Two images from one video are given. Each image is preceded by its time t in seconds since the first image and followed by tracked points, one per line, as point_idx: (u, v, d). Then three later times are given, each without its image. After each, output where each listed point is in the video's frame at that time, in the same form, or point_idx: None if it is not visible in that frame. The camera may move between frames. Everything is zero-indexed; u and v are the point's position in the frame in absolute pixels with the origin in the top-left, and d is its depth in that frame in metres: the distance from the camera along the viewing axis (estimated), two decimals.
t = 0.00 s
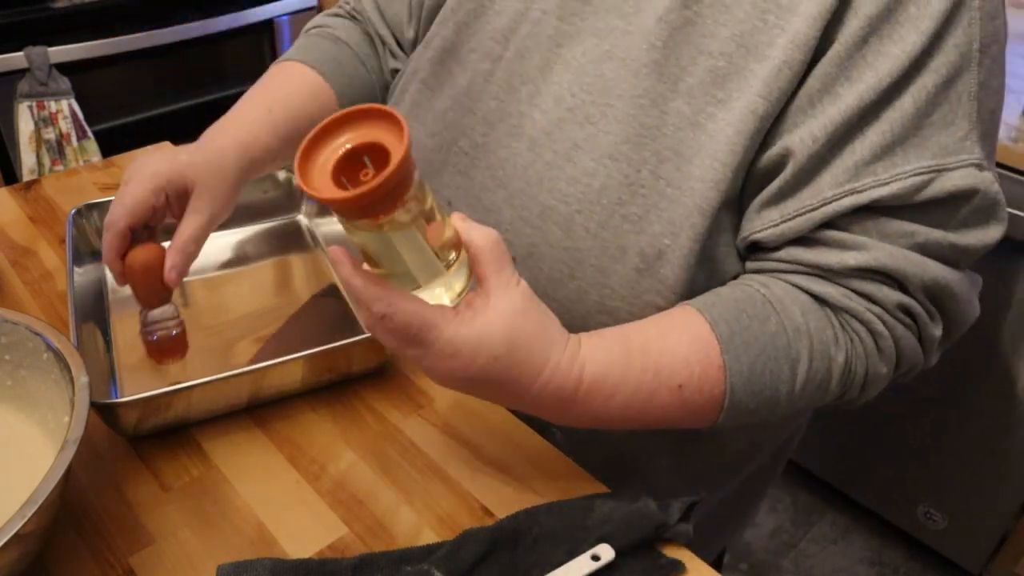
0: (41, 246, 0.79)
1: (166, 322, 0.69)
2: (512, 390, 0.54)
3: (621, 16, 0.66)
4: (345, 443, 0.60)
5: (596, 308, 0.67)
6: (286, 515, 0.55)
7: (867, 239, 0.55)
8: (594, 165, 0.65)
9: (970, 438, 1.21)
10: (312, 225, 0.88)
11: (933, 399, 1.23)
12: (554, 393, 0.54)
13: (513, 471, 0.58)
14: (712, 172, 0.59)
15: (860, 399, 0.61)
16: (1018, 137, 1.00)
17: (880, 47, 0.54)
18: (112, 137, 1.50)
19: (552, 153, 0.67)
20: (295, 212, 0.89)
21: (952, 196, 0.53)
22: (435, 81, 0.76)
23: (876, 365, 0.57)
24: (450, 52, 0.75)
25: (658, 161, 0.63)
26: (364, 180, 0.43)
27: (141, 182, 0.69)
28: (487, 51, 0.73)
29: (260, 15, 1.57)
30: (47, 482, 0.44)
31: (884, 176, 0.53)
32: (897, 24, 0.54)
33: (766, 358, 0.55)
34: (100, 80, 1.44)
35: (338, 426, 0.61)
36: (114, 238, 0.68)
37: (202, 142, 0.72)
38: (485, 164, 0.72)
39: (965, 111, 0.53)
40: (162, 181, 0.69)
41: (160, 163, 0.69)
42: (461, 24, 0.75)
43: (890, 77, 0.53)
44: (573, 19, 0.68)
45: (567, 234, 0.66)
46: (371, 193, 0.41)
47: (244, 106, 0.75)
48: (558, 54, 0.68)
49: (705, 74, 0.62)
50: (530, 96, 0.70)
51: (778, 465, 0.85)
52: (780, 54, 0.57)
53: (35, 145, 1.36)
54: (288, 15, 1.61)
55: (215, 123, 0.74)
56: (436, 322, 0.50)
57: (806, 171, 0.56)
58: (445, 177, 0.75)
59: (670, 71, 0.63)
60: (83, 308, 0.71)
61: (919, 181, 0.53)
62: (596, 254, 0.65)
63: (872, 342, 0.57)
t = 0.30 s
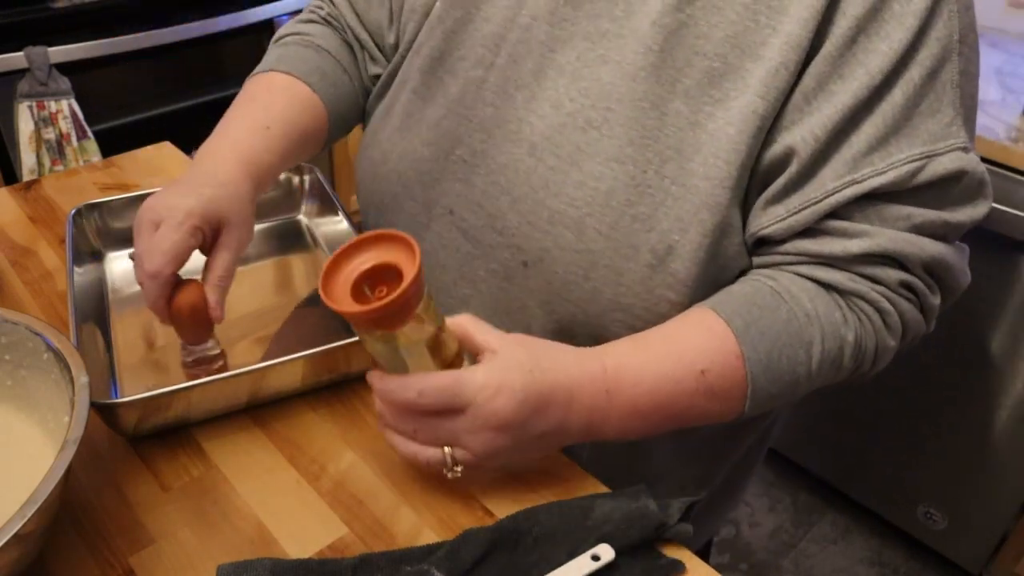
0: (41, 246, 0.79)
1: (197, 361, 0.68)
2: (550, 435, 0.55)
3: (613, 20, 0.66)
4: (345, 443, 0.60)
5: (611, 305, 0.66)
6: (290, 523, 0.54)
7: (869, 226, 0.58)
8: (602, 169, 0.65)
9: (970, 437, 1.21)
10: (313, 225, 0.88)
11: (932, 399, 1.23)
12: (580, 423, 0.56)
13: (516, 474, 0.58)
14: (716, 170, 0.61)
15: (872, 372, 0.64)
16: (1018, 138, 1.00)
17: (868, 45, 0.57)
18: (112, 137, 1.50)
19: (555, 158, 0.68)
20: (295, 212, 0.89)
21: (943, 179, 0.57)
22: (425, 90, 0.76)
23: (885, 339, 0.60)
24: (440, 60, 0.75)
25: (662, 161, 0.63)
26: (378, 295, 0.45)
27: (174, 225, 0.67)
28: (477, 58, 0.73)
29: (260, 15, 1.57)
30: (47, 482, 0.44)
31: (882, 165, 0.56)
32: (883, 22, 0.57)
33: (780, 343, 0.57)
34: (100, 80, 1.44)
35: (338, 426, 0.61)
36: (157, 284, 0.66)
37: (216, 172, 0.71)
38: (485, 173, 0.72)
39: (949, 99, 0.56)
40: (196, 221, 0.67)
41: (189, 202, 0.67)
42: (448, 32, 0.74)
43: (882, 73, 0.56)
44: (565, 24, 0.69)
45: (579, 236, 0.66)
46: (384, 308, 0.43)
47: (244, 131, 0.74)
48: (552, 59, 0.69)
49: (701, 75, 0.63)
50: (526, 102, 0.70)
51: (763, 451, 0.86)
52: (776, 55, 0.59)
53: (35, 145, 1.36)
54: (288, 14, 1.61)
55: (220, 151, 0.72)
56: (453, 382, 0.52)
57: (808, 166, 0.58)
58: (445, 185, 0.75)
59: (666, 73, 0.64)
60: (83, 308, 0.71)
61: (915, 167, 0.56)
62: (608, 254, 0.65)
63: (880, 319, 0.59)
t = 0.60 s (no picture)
0: (41, 246, 0.79)
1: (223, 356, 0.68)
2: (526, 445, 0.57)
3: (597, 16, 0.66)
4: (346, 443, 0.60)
5: (594, 295, 0.68)
6: (290, 518, 0.54)
7: (826, 211, 0.59)
8: (583, 163, 0.66)
9: (970, 437, 1.21)
10: (313, 225, 0.88)
11: (931, 398, 1.23)
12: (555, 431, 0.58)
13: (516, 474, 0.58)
14: (699, 163, 0.61)
15: (837, 359, 0.65)
16: (1018, 138, 1.01)
17: (840, 35, 0.57)
18: (112, 137, 1.50)
19: (543, 152, 0.69)
20: (295, 212, 0.89)
21: (903, 166, 0.58)
22: (417, 91, 0.76)
23: (842, 327, 0.61)
24: (430, 60, 0.75)
25: (644, 153, 0.64)
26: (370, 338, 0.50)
27: (197, 235, 0.66)
28: (467, 57, 0.73)
29: (260, 15, 1.57)
30: (47, 483, 0.44)
31: (841, 149, 0.57)
32: (854, 13, 0.57)
33: (733, 333, 0.58)
34: (100, 80, 1.44)
35: (338, 426, 0.61)
36: (191, 296, 0.65)
37: (220, 179, 0.71)
38: (486, 169, 0.73)
39: (912, 88, 0.57)
40: (213, 229, 0.67)
41: (207, 211, 0.67)
42: (436, 32, 0.73)
43: (849, 61, 0.56)
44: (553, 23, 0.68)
45: (564, 227, 0.68)
46: (365, 354, 0.48)
47: (243, 136, 0.74)
48: (540, 56, 0.69)
49: (683, 70, 0.62)
50: (520, 100, 0.70)
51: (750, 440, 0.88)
52: (754, 49, 0.59)
53: (35, 145, 1.36)
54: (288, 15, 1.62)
55: (222, 158, 0.73)
56: (422, 409, 0.55)
57: (771, 149, 0.60)
58: (445, 185, 0.76)
59: (649, 68, 0.64)
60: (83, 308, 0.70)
61: (873, 151, 0.57)
62: (591, 244, 0.67)
63: (836, 307, 0.60)
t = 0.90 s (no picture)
0: (41, 246, 0.79)
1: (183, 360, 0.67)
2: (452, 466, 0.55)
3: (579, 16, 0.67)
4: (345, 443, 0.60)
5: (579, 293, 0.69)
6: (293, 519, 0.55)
7: (765, 192, 0.57)
8: (563, 160, 0.67)
9: (970, 437, 1.21)
10: (312, 224, 0.88)
11: (931, 398, 1.23)
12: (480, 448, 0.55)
13: (514, 476, 0.58)
14: (665, 154, 0.61)
15: (783, 363, 0.60)
16: (1018, 138, 1.00)
17: (801, 24, 0.56)
18: (112, 137, 1.50)
19: (525, 151, 0.69)
20: (293, 212, 0.89)
21: (850, 158, 0.55)
22: (410, 90, 0.77)
23: (780, 320, 0.57)
24: (422, 61, 0.75)
25: (618, 147, 0.64)
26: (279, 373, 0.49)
27: (151, 234, 0.66)
28: (458, 57, 0.73)
29: (260, 15, 1.57)
30: (48, 482, 0.44)
31: (788, 133, 0.56)
32: (818, 3, 0.56)
33: (657, 330, 0.56)
34: (100, 81, 1.44)
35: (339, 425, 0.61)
36: (144, 297, 0.64)
37: (182, 178, 0.70)
38: (479, 165, 0.74)
39: (872, 82, 0.55)
40: (170, 229, 0.67)
41: (160, 210, 0.67)
42: (428, 32, 0.74)
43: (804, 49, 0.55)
44: (540, 24, 0.68)
45: (538, 222, 0.69)
46: (276, 392, 0.47)
47: (211, 138, 0.74)
48: (524, 58, 0.69)
49: (656, 65, 0.62)
50: (511, 100, 0.71)
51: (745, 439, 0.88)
52: (721, 41, 0.59)
53: (35, 145, 1.36)
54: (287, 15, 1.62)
55: (186, 160, 0.72)
56: (329, 440, 0.53)
57: (722, 130, 0.59)
58: (434, 184, 0.77)
59: (622, 65, 0.64)
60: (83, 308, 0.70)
61: (820, 140, 0.55)
62: (564, 238, 0.68)
63: (768, 297, 0.57)
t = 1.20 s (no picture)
0: (41, 246, 0.79)
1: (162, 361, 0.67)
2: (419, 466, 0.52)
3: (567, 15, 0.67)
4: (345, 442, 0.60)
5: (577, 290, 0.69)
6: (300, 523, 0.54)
7: (731, 183, 0.56)
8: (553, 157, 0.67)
9: (970, 437, 1.21)
10: (312, 225, 0.88)
11: (931, 398, 1.23)
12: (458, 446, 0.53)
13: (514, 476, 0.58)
14: (643, 149, 0.61)
15: (751, 361, 0.59)
16: (1018, 138, 1.01)
17: (778, 14, 0.56)
18: (112, 136, 1.50)
19: (513, 148, 0.69)
20: (293, 212, 0.89)
21: (819, 151, 0.55)
22: (404, 88, 0.77)
23: (746, 315, 0.56)
24: (416, 58, 0.75)
25: (602, 144, 0.64)
26: (190, 424, 0.45)
27: (133, 234, 0.67)
28: (451, 55, 0.73)
29: (260, 15, 1.58)
30: (47, 482, 0.44)
31: (757, 123, 0.56)
32: None
33: (621, 322, 0.55)
34: (100, 81, 1.44)
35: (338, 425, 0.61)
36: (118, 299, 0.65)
37: (180, 185, 0.70)
38: (468, 164, 0.74)
39: (847, 76, 0.54)
40: (152, 232, 0.67)
41: (147, 211, 0.68)
42: (421, 30, 0.74)
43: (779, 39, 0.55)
44: (530, 22, 0.68)
45: (526, 219, 0.69)
46: (187, 443, 0.43)
47: (208, 145, 0.74)
48: (513, 57, 0.70)
49: (638, 60, 0.62)
50: (502, 97, 0.71)
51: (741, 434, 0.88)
52: (699, 33, 0.58)
53: (35, 145, 1.36)
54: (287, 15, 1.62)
55: (184, 166, 0.72)
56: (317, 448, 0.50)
57: (693, 120, 0.59)
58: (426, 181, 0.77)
59: (607, 61, 0.64)
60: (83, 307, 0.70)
61: (790, 131, 0.55)
62: (551, 235, 0.67)
63: (734, 290, 0.56)
